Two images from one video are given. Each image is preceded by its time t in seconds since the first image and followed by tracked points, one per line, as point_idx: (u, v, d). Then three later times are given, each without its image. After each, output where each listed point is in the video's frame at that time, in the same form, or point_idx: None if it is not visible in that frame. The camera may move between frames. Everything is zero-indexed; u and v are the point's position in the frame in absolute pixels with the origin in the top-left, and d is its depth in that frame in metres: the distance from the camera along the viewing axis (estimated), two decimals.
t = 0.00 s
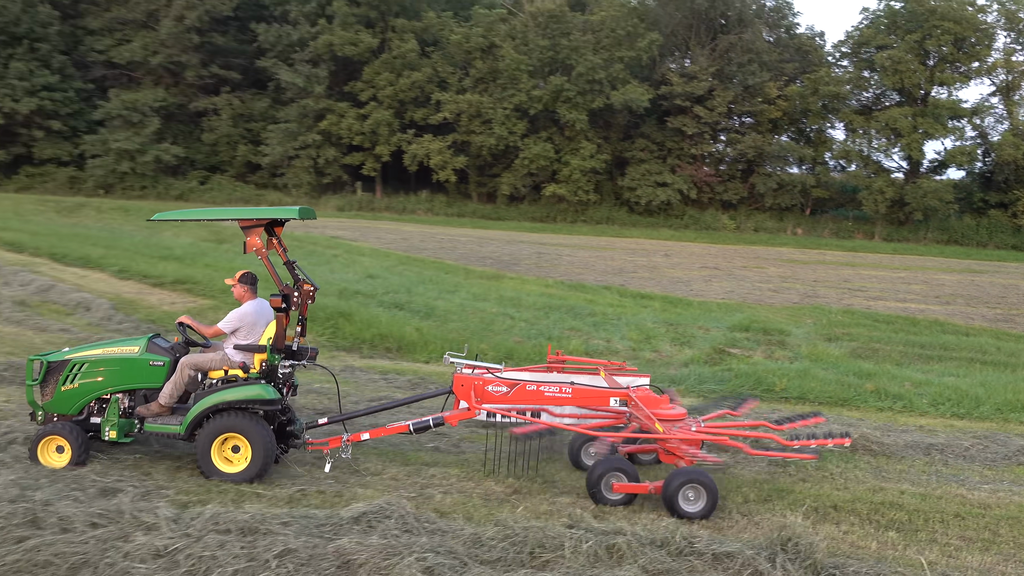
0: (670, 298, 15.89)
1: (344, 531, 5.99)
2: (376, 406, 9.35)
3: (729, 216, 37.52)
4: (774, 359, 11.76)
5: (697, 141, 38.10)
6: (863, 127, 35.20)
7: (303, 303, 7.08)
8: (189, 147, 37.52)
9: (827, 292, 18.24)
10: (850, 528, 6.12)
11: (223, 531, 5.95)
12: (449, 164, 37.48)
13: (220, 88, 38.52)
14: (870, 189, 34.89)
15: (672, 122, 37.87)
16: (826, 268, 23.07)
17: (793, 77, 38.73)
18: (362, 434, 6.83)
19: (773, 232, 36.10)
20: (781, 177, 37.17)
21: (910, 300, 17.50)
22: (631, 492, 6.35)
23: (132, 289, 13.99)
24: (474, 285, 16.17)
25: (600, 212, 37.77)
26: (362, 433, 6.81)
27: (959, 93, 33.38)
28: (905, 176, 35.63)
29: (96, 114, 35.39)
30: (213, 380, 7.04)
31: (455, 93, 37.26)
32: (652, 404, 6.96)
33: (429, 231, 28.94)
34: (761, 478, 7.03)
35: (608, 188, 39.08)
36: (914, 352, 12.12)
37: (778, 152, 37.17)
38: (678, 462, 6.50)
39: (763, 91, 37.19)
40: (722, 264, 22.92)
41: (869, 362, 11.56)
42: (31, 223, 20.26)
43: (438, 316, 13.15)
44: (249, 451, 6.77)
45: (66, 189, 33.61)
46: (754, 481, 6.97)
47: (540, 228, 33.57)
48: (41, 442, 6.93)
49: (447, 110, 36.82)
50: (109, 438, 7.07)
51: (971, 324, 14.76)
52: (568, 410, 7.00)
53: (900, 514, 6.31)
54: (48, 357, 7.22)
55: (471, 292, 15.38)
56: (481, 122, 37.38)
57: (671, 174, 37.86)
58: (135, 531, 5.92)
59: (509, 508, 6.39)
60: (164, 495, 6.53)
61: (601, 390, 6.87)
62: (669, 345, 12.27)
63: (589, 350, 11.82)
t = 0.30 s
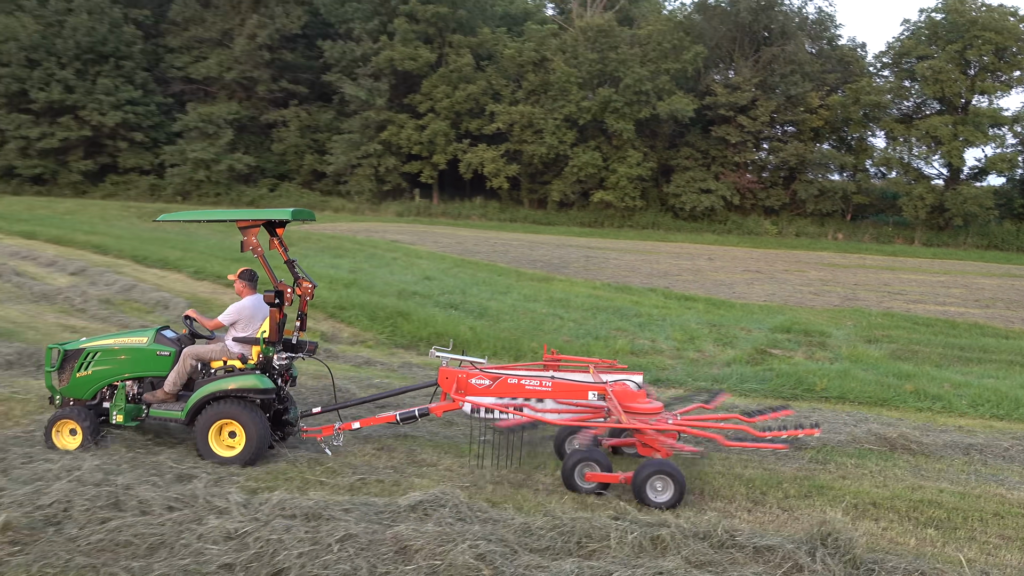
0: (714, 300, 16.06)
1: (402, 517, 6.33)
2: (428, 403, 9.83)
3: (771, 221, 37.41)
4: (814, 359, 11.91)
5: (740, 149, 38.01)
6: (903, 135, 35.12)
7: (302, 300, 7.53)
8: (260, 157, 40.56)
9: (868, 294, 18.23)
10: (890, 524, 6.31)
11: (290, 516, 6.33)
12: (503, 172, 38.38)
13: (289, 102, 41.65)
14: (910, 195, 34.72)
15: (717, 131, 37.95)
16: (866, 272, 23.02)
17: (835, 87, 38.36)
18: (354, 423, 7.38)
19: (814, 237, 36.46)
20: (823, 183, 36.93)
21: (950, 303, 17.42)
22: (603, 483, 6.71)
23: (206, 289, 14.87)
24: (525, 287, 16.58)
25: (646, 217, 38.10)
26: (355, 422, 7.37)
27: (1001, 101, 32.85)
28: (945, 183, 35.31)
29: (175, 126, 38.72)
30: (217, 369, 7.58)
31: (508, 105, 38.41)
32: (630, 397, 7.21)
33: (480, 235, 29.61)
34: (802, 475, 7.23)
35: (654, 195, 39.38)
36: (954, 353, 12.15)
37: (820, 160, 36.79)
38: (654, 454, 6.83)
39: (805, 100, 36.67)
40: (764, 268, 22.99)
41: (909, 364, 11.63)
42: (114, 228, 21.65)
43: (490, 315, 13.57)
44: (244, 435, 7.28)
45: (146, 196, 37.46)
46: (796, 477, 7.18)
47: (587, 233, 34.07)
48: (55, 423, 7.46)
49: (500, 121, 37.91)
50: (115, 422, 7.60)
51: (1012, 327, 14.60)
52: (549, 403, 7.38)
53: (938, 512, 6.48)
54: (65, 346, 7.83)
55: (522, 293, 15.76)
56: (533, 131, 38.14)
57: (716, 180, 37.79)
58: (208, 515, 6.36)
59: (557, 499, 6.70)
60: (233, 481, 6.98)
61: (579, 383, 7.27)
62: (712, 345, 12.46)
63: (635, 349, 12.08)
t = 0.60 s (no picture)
0: (755, 302, 16.18)
1: (456, 505, 6.45)
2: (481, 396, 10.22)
3: (812, 226, 37.03)
4: (854, 359, 12.02)
5: (782, 156, 37.76)
6: (943, 142, 34.67)
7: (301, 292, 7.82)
8: (324, 165, 42.83)
9: (907, 297, 18.12)
10: (928, 521, 6.47)
11: (349, 502, 6.43)
12: (552, 179, 38.75)
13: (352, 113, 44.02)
14: (950, 201, 34.21)
15: (759, 137, 37.80)
16: (907, 275, 22.78)
17: (876, 96, 37.61)
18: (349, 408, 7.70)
19: (854, 242, 35.53)
20: (864, 189, 36.45)
21: (991, 306, 17.22)
22: (579, 470, 7.04)
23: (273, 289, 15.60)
24: (572, 288, 16.93)
25: (689, 222, 38.07)
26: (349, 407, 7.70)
27: None
28: (985, 188, 34.77)
29: (247, 136, 42.07)
30: (222, 357, 8.04)
31: (557, 115, 39.01)
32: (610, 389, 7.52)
33: (528, 238, 30.12)
34: (840, 472, 7.44)
35: (698, 201, 39.16)
36: (994, 355, 12.13)
37: (860, 167, 36.22)
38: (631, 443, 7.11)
39: (847, 108, 36.22)
40: (805, 271, 22.92)
41: (949, 365, 11.65)
42: (187, 233, 22.84)
43: (538, 315, 13.93)
44: (245, 418, 7.76)
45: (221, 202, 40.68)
46: (835, 475, 7.38)
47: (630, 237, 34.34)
48: (77, 405, 7.99)
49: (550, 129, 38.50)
50: (130, 405, 8.13)
51: None
52: (534, 394, 7.57)
53: (976, 511, 6.62)
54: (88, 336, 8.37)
55: (569, 294, 16.08)
56: (581, 139, 38.48)
57: (757, 187, 37.73)
58: (273, 500, 6.48)
59: (602, 492, 6.90)
60: (296, 468, 7.31)
61: (562, 375, 7.49)
62: (752, 345, 12.63)
63: (678, 348, 12.30)
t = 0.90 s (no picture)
0: (777, 303, 16.29)
1: (486, 497, 6.74)
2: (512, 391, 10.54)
3: (833, 229, 36.89)
4: (874, 359, 12.14)
5: (804, 161, 37.58)
6: (963, 147, 33.91)
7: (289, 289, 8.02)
8: (363, 171, 43.69)
9: (927, 299, 18.09)
10: (948, 518, 6.61)
11: (386, 493, 6.73)
12: (580, 184, 39.02)
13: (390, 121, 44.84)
14: (971, 205, 33.86)
15: (782, 143, 37.64)
16: (928, 277, 22.68)
17: (897, 102, 37.26)
18: (331, 398, 8.23)
19: (875, 244, 35.64)
20: (884, 194, 36.08)
21: (1012, 308, 17.14)
22: (539, 458, 7.39)
23: (315, 288, 16.11)
24: (600, 288, 17.21)
25: (713, 225, 38.06)
26: (330, 397, 8.19)
27: None
28: (1006, 193, 34.14)
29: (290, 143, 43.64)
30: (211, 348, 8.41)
31: (585, 123, 39.24)
32: (574, 380, 8.11)
33: (554, 241, 30.49)
34: (861, 469, 7.62)
35: (722, 204, 39.27)
36: (1013, 357, 12.19)
37: (881, 172, 35.81)
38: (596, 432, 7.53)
39: (868, 115, 36.04)
40: (827, 272, 22.91)
41: (969, 366, 11.73)
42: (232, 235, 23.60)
43: (567, 314, 14.22)
44: (229, 406, 8.12)
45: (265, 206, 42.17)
46: (855, 472, 7.55)
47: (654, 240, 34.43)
48: (75, 393, 8.52)
49: (578, 136, 38.84)
50: (125, 392, 8.68)
51: None
52: (501, 385, 8.29)
53: (995, 509, 6.74)
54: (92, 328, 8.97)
55: (598, 294, 16.35)
56: (608, 145, 38.70)
57: (781, 191, 37.58)
58: (314, 490, 6.82)
59: (627, 486, 7.10)
60: (334, 459, 7.60)
61: (529, 367, 8.15)
62: (774, 345, 12.78)
63: (702, 348, 12.50)
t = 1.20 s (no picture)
0: (809, 305, 16.10)
1: (515, 497, 6.76)
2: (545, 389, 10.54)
3: (867, 230, 36.38)
4: (909, 362, 11.97)
5: (838, 161, 37.11)
6: (1002, 147, 33.25)
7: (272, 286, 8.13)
8: (395, 173, 44.07)
9: (964, 301, 17.77)
10: (984, 524, 6.50)
11: (416, 491, 6.78)
12: (610, 185, 38.88)
13: (421, 123, 45.12)
14: (1010, 206, 33.00)
15: (815, 144, 37.21)
16: (964, 279, 22.26)
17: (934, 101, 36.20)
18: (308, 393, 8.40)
19: (911, 245, 35.16)
20: (919, 194, 35.47)
21: None
22: (504, 451, 7.54)
23: (347, 288, 16.28)
24: (630, 289, 17.17)
25: (745, 227, 37.73)
26: (308, 392, 8.38)
27: None
28: None
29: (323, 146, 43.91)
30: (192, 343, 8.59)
31: (616, 123, 39.11)
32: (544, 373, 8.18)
33: (586, 241, 30.47)
34: (895, 473, 7.52)
35: (753, 206, 38.96)
36: None
37: (916, 172, 35.26)
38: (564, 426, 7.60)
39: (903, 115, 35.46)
40: (860, 274, 22.59)
41: (1008, 369, 11.51)
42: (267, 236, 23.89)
43: (597, 315, 14.20)
44: (208, 399, 8.35)
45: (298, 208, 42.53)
46: (889, 476, 7.46)
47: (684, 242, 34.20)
48: (65, 379, 8.71)
49: (609, 137, 38.77)
50: (110, 382, 8.94)
51: None
52: (472, 380, 8.33)
53: None
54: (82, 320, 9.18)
55: (628, 295, 16.31)
56: (639, 146, 38.51)
57: (813, 192, 37.12)
58: (346, 487, 6.89)
59: (656, 487, 7.08)
60: (364, 458, 7.67)
61: (499, 361, 8.19)
62: (806, 347, 12.64)
63: (733, 349, 12.42)
